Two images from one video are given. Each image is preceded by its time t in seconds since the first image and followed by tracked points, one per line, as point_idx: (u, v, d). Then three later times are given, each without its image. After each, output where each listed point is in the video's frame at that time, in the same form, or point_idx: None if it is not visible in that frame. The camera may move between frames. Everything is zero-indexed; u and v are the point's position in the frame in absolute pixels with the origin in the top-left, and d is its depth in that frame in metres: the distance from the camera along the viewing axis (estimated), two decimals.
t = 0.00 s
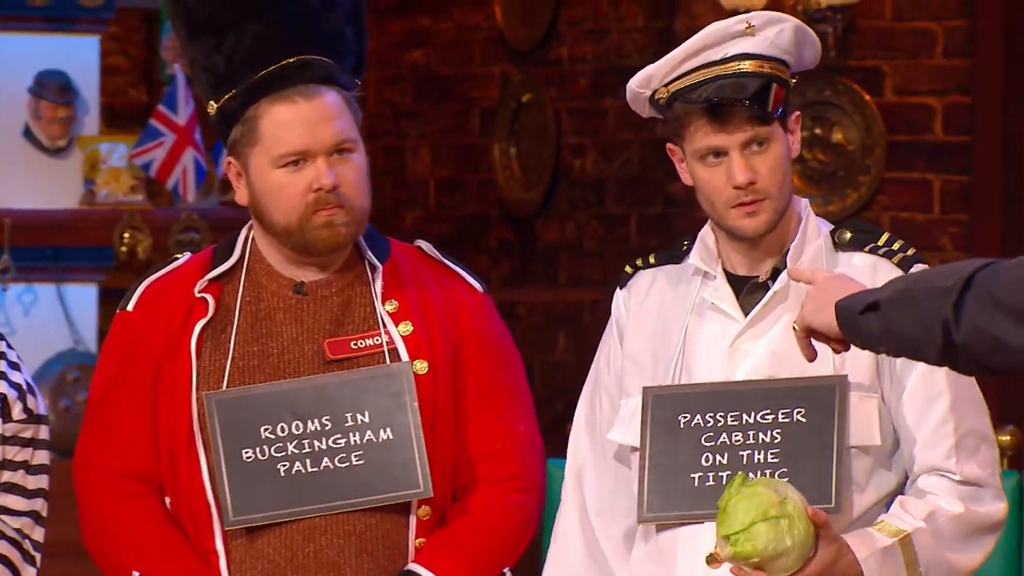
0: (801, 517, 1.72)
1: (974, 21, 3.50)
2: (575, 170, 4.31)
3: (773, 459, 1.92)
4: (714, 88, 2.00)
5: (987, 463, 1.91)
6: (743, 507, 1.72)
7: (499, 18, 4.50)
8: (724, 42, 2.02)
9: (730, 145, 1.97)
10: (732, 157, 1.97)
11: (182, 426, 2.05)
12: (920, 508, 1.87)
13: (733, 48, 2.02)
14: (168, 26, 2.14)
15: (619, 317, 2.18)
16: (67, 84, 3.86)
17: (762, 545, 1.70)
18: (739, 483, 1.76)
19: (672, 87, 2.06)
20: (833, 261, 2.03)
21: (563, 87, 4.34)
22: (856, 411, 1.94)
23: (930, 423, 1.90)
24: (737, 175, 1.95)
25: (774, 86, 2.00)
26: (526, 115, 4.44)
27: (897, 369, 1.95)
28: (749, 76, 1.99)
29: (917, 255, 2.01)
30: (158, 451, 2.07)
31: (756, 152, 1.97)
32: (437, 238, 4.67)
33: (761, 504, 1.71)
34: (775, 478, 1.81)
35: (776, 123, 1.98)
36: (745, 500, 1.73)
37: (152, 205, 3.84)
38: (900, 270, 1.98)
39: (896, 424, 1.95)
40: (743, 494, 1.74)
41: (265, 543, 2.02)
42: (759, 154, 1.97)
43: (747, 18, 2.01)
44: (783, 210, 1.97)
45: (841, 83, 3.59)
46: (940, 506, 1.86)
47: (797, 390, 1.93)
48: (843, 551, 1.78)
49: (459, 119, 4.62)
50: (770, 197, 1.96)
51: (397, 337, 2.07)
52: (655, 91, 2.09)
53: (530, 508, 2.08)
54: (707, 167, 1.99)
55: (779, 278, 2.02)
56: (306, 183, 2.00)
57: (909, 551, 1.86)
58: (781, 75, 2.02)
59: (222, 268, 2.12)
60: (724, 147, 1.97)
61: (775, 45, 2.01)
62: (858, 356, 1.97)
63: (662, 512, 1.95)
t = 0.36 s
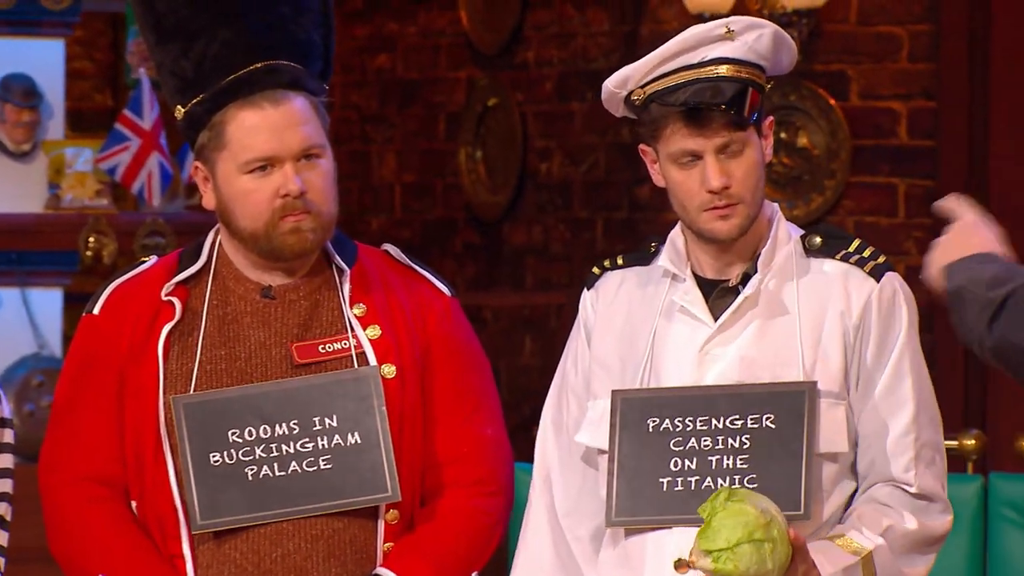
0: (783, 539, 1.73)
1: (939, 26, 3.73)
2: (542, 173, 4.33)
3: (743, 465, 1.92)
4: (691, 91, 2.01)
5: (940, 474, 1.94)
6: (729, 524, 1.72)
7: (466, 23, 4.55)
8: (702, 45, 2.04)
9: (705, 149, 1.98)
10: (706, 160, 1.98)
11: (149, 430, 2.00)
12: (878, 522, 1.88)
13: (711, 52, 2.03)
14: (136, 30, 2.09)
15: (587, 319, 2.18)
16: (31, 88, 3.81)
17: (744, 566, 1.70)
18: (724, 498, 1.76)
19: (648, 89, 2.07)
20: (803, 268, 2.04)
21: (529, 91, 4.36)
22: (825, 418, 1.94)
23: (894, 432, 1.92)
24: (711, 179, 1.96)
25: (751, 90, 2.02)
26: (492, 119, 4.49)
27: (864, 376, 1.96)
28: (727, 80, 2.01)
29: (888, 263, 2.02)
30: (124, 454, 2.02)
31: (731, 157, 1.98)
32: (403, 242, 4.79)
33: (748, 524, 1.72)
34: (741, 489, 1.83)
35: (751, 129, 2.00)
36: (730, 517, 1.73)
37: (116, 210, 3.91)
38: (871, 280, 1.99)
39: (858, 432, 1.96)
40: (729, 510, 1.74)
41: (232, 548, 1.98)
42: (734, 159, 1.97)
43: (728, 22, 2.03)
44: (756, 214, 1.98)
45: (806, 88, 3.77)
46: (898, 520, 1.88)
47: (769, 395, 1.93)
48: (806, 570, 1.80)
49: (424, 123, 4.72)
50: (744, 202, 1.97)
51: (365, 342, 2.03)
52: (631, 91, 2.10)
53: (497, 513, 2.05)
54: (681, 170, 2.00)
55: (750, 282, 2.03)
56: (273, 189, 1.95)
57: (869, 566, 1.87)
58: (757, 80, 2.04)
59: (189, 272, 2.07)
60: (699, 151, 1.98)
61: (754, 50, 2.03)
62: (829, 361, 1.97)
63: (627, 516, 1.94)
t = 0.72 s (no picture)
0: (749, 532, 1.58)
1: (913, 27, 3.76)
2: (515, 176, 4.37)
3: (714, 467, 1.76)
4: (662, 93, 1.89)
5: (910, 478, 1.80)
6: (694, 517, 1.56)
7: (439, 25, 4.57)
8: (674, 47, 1.93)
9: (676, 150, 1.85)
10: (678, 162, 1.85)
11: (123, 432, 1.93)
12: (848, 521, 1.75)
13: (684, 54, 1.93)
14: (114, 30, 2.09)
15: (554, 318, 2.05)
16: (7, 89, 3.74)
17: (710, 560, 1.54)
18: (688, 492, 1.60)
19: (619, 91, 1.96)
20: (773, 270, 1.92)
21: (502, 93, 4.39)
22: (794, 418, 1.80)
23: (861, 432, 1.78)
24: (683, 182, 1.83)
25: (723, 93, 1.90)
26: (465, 121, 4.51)
27: (834, 378, 1.84)
28: (696, 82, 1.90)
29: (859, 265, 1.90)
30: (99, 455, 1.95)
31: (704, 159, 1.85)
32: (377, 244, 4.81)
33: (713, 517, 1.55)
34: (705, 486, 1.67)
35: (723, 130, 1.87)
36: (695, 510, 1.57)
37: (90, 212, 3.93)
38: (841, 281, 1.87)
39: (828, 434, 1.83)
40: (693, 503, 1.58)
41: (207, 550, 1.89)
42: (706, 161, 1.85)
43: (699, 23, 1.93)
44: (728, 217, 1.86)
45: (780, 90, 3.83)
46: (866, 520, 1.75)
47: (737, 397, 1.78)
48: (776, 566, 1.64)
49: (398, 125, 4.74)
50: (717, 203, 1.84)
51: (341, 344, 1.96)
52: (602, 94, 1.99)
53: (474, 517, 1.98)
54: (653, 172, 1.87)
55: (720, 284, 1.90)
56: (250, 190, 1.92)
57: (836, 565, 1.73)
58: (730, 82, 1.93)
59: (166, 272, 2.01)
60: (670, 152, 1.86)
61: (727, 52, 1.92)
62: (798, 362, 1.84)
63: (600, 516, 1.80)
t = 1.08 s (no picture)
0: (703, 533, 1.59)
1: (887, 28, 3.78)
2: (490, 176, 4.37)
3: (682, 468, 1.77)
4: (628, 95, 1.89)
5: (879, 478, 1.81)
6: (646, 518, 1.58)
7: (414, 25, 4.57)
8: (640, 49, 1.93)
9: (644, 152, 1.85)
10: (644, 164, 1.85)
11: (98, 434, 1.92)
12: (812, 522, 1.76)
13: (649, 57, 1.93)
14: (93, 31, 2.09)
15: (526, 320, 2.05)
16: None
17: (662, 561, 1.56)
18: (642, 494, 1.62)
19: (585, 93, 1.96)
20: (742, 270, 1.93)
21: (477, 94, 4.38)
22: (764, 418, 1.81)
23: (829, 433, 1.79)
24: (649, 184, 1.83)
25: (689, 95, 1.90)
26: (440, 121, 4.53)
27: (802, 378, 1.84)
28: (662, 84, 1.90)
29: (828, 264, 1.91)
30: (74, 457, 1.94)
31: (671, 161, 1.85)
32: (352, 244, 4.81)
33: (664, 518, 1.57)
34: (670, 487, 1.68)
35: (691, 132, 1.87)
36: (648, 512, 1.59)
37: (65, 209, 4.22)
38: (810, 281, 1.88)
39: (796, 435, 1.83)
40: (647, 505, 1.60)
41: (181, 552, 1.89)
42: (674, 163, 1.85)
43: (664, 26, 1.93)
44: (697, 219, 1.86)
45: (754, 90, 3.84)
46: (832, 521, 1.76)
47: (706, 397, 1.78)
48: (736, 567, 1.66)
49: (372, 125, 4.74)
50: (686, 204, 1.84)
51: (316, 347, 1.95)
52: (570, 96, 1.99)
53: (448, 521, 1.98)
54: (620, 175, 1.86)
55: (689, 285, 1.90)
56: (225, 193, 1.91)
57: (799, 566, 1.75)
58: (697, 85, 1.93)
59: (142, 274, 1.99)
60: (638, 155, 1.86)
61: (692, 54, 1.93)
62: (768, 362, 1.85)
63: (567, 518, 1.79)
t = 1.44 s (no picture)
0: (671, 531, 1.59)
1: (858, 29, 3.78)
2: (461, 177, 4.37)
3: (650, 468, 1.77)
4: (600, 95, 1.89)
5: (848, 478, 1.81)
6: (616, 515, 1.57)
7: (385, 26, 4.56)
8: (611, 49, 1.93)
9: (614, 153, 1.85)
10: (615, 164, 1.85)
11: (67, 437, 1.91)
12: (781, 522, 1.76)
13: (620, 57, 1.93)
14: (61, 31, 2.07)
15: (498, 321, 2.05)
16: None
17: (632, 558, 1.55)
18: (613, 490, 1.61)
19: (557, 93, 1.96)
20: (711, 271, 1.93)
21: (449, 95, 4.39)
22: (732, 419, 1.81)
23: (797, 433, 1.79)
24: (620, 184, 1.83)
25: (661, 95, 1.91)
26: (411, 122, 4.53)
27: (770, 379, 1.84)
28: (633, 83, 1.90)
29: (796, 265, 1.91)
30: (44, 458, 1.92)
31: (642, 161, 1.85)
32: (323, 245, 4.80)
33: (635, 515, 1.57)
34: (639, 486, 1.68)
35: (662, 132, 1.87)
36: (619, 508, 1.58)
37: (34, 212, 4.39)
38: (779, 281, 1.88)
39: (765, 435, 1.84)
40: (617, 501, 1.59)
41: (150, 554, 1.87)
42: (644, 163, 1.85)
43: (636, 26, 1.93)
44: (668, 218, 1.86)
45: (724, 91, 3.87)
46: (800, 521, 1.76)
47: (675, 397, 1.79)
48: (705, 566, 1.66)
49: (344, 126, 4.74)
50: (656, 204, 1.84)
51: (285, 348, 1.94)
52: (540, 96, 1.99)
53: (418, 522, 1.97)
54: (590, 174, 1.86)
55: (658, 285, 1.90)
56: (195, 193, 1.90)
57: (768, 566, 1.75)
58: (668, 85, 1.93)
59: (111, 275, 1.98)
60: (608, 154, 1.86)
61: (664, 54, 1.93)
62: (736, 363, 1.85)
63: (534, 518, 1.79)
